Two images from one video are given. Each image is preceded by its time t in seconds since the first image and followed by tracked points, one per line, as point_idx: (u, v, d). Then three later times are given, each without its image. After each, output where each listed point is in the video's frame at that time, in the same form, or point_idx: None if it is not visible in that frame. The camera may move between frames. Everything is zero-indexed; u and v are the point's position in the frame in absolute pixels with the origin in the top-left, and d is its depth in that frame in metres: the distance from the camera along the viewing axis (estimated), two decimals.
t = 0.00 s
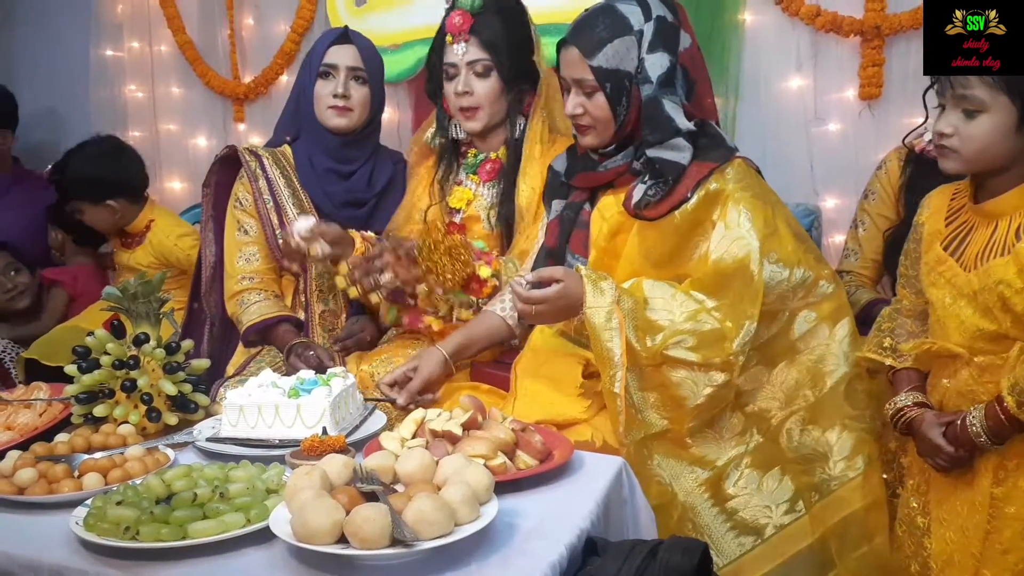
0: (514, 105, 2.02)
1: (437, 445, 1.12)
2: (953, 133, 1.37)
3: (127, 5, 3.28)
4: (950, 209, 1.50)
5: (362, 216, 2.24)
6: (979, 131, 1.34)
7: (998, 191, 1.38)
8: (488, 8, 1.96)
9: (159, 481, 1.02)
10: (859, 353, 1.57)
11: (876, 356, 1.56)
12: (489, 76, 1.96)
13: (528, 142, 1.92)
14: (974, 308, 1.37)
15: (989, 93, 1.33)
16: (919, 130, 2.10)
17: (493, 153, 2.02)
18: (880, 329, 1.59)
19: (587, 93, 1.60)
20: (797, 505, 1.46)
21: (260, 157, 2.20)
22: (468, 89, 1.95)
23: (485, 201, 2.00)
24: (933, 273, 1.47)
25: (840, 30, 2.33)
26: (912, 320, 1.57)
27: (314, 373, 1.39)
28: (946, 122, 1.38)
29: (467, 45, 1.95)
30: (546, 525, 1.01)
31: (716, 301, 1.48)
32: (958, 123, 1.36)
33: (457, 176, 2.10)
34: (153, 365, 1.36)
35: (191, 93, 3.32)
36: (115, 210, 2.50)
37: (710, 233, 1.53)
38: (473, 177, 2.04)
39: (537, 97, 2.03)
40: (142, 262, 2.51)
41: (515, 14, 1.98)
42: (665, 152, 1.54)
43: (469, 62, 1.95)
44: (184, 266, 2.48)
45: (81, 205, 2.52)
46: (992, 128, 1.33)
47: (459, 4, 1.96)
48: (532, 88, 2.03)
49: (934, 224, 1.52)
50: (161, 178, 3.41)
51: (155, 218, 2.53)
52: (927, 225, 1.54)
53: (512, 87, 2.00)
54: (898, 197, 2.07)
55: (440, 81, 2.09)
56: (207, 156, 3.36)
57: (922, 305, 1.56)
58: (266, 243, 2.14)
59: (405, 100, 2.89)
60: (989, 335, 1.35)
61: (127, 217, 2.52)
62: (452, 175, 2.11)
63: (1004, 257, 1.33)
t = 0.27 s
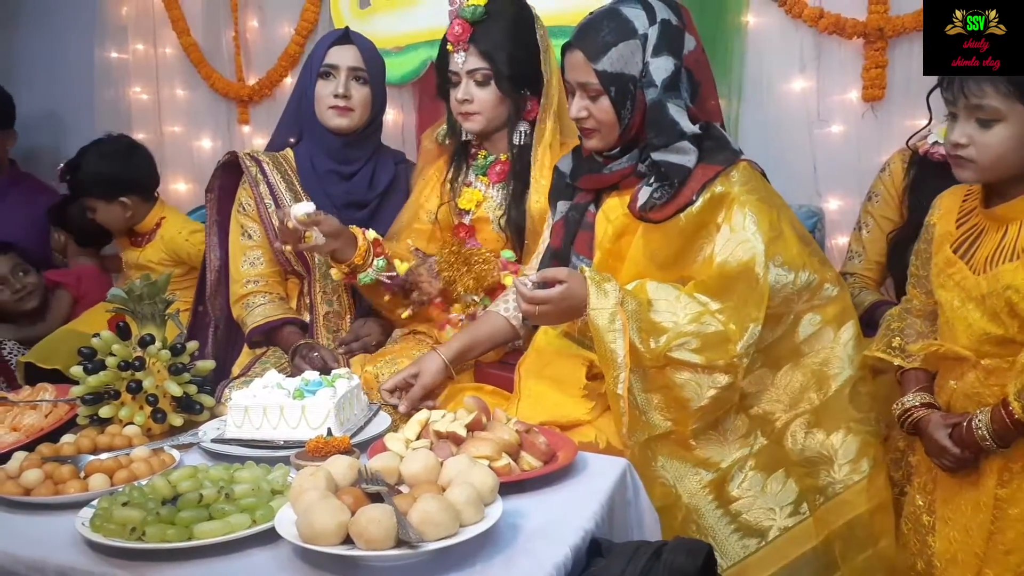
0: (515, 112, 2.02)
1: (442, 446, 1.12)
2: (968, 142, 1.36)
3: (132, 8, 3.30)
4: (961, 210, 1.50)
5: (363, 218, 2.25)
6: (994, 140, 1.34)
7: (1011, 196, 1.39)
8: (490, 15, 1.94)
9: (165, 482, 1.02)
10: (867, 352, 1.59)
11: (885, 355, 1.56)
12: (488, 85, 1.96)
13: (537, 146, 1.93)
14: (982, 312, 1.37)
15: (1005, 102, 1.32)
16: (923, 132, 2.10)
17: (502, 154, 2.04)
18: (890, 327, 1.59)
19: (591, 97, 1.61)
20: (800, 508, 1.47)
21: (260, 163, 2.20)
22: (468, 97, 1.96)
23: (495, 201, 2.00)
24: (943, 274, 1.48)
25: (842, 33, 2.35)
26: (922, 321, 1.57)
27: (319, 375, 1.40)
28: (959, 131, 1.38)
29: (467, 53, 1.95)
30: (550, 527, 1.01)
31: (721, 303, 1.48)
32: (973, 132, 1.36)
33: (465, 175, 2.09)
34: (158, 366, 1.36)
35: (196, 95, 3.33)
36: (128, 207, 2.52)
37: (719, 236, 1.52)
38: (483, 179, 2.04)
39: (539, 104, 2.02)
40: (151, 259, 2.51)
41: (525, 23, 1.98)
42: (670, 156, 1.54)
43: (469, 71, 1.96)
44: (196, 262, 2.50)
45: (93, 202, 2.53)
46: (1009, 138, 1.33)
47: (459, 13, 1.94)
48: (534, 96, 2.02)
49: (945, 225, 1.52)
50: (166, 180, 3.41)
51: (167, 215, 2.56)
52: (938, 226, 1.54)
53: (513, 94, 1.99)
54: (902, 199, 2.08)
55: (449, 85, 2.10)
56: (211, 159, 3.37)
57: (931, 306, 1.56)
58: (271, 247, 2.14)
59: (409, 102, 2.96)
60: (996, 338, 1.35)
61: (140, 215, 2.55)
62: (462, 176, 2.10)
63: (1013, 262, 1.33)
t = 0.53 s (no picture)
0: (523, 113, 2.01)
1: (443, 447, 1.12)
2: (979, 146, 1.37)
3: (133, 10, 3.33)
4: (967, 210, 1.50)
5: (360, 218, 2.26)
6: (1005, 144, 1.35)
7: (1019, 197, 1.40)
8: (498, 16, 1.95)
9: (167, 484, 1.02)
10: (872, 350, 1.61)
11: (890, 353, 1.58)
12: (495, 86, 1.95)
13: (542, 146, 1.93)
14: (986, 313, 1.39)
15: (1015, 106, 1.33)
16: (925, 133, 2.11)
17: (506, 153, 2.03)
18: (895, 326, 1.61)
19: (594, 98, 1.60)
20: (804, 510, 1.47)
21: (260, 163, 2.19)
22: (475, 98, 1.95)
23: (498, 201, 2.00)
24: (949, 273, 1.49)
25: (843, 33, 2.35)
26: (926, 320, 1.58)
27: (320, 377, 1.40)
28: (969, 135, 1.38)
29: (475, 53, 1.95)
30: (551, 529, 1.01)
31: (724, 305, 1.48)
32: (985, 136, 1.36)
33: (468, 174, 2.10)
34: (160, 368, 1.36)
35: (197, 97, 3.34)
36: (136, 204, 2.56)
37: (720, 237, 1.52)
38: (485, 177, 2.04)
39: (546, 105, 2.01)
40: (158, 257, 2.52)
41: (532, 23, 1.97)
42: (674, 158, 1.56)
43: (476, 70, 1.96)
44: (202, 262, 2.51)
45: (101, 198, 2.57)
46: (1019, 141, 1.34)
47: (469, 13, 1.94)
48: (541, 96, 2.01)
49: (953, 224, 1.53)
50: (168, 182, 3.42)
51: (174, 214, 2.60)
52: (945, 225, 1.55)
53: (520, 94, 1.98)
54: (904, 200, 2.08)
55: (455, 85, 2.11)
56: (212, 161, 3.38)
57: (936, 305, 1.57)
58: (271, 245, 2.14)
59: (409, 104, 2.99)
60: (999, 338, 1.36)
61: (148, 212, 2.59)
62: (463, 173, 2.11)
63: (1017, 263, 1.36)
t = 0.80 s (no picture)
0: (522, 115, 2.03)
1: (444, 452, 1.13)
2: (981, 153, 1.38)
3: (133, 15, 3.39)
4: (967, 216, 1.52)
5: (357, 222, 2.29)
6: (1007, 151, 1.36)
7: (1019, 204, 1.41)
8: (499, 19, 1.95)
9: (168, 488, 1.02)
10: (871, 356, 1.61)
11: (889, 359, 1.59)
12: (495, 86, 1.96)
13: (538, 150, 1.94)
14: (986, 319, 1.41)
15: (1016, 113, 1.34)
16: (924, 138, 2.13)
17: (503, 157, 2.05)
18: (895, 332, 1.61)
19: (593, 101, 1.61)
20: (809, 512, 1.46)
21: (256, 171, 2.19)
22: (475, 99, 1.96)
23: (496, 206, 2.01)
24: (949, 279, 1.51)
25: (842, 39, 2.36)
26: (926, 325, 1.60)
27: (320, 381, 1.40)
28: (971, 143, 1.40)
29: (476, 54, 1.95)
30: (550, 533, 1.01)
31: (736, 309, 1.48)
32: (987, 144, 1.37)
33: (467, 178, 2.11)
34: (161, 372, 1.37)
35: (196, 102, 3.43)
36: (143, 206, 2.58)
37: (722, 243, 1.52)
38: (484, 182, 2.05)
39: (544, 107, 2.03)
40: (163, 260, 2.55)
41: (533, 27, 1.98)
42: (672, 163, 1.54)
43: (477, 72, 1.96)
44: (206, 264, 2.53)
45: (108, 198, 2.58)
46: (1021, 148, 1.35)
47: (471, 15, 1.95)
48: (540, 98, 2.02)
49: (953, 229, 1.54)
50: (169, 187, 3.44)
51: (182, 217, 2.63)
52: (946, 230, 1.56)
53: (520, 97, 1.99)
54: (901, 206, 2.09)
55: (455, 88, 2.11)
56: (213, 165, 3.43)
57: (936, 310, 1.59)
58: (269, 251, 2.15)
59: (410, 108, 3.00)
60: (999, 343, 1.39)
61: (154, 214, 2.61)
62: (462, 176, 2.13)
63: (1015, 270, 1.37)
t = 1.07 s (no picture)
0: (519, 117, 2.00)
1: (443, 461, 1.12)
2: (982, 158, 1.39)
3: (131, 20, 3.37)
4: (969, 222, 1.52)
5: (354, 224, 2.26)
6: (1008, 156, 1.37)
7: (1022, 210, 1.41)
8: (501, 20, 1.95)
9: (165, 497, 1.01)
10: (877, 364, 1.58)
11: (894, 366, 1.58)
12: (493, 84, 1.96)
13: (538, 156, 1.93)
14: (990, 325, 1.40)
15: (1018, 118, 1.35)
16: (924, 144, 2.13)
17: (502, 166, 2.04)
18: (900, 338, 1.60)
19: (592, 105, 1.62)
20: (817, 506, 1.43)
21: (254, 177, 2.18)
22: (472, 95, 1.97)
23: (496, 213, 2.00)
24: (952, 285, 1.51)
25: (844, 43, 2.36)
26: (929, 332, 1.59)
27: (319, 390, 1.39)
28: (972, 149, 1.40)
29: (476, 51, 1.96)
30: (552, 542, 1.00)
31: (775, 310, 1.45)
32: (988, 149, 1.38)
33: (466, 186, 2.10)
34: (157, 381, 1.36)
35: (195, 109, 3.38)
36: (144, 210, 2.59)
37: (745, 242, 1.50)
38: (484, 190, 2.04)
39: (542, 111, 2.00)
40: (163, 266, 2.54)
41: (534, 30, 1.97)
42: (672, 166, 1.55)
43: (476, 70, 1.97)
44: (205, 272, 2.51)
45: (108, 201, 2.60)
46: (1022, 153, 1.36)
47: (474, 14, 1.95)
48: (538, 101, 2.00)
49: (955, 235, 1.54)
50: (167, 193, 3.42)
51: (181, 223, 2.62)
52: (948, 236, 1.56)
53: (518, 99, 1.98)
54: (904, 212, 2.09)
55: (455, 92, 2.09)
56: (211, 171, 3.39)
57: (940, 317, 1.58)
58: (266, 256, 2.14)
59: (409, 115, 2.99)
60: (1003, 349, 1.38)
61: (153, 220, 2.61)
62: (462, 184, 2.11)
63: (1019, 276, 1.36)
